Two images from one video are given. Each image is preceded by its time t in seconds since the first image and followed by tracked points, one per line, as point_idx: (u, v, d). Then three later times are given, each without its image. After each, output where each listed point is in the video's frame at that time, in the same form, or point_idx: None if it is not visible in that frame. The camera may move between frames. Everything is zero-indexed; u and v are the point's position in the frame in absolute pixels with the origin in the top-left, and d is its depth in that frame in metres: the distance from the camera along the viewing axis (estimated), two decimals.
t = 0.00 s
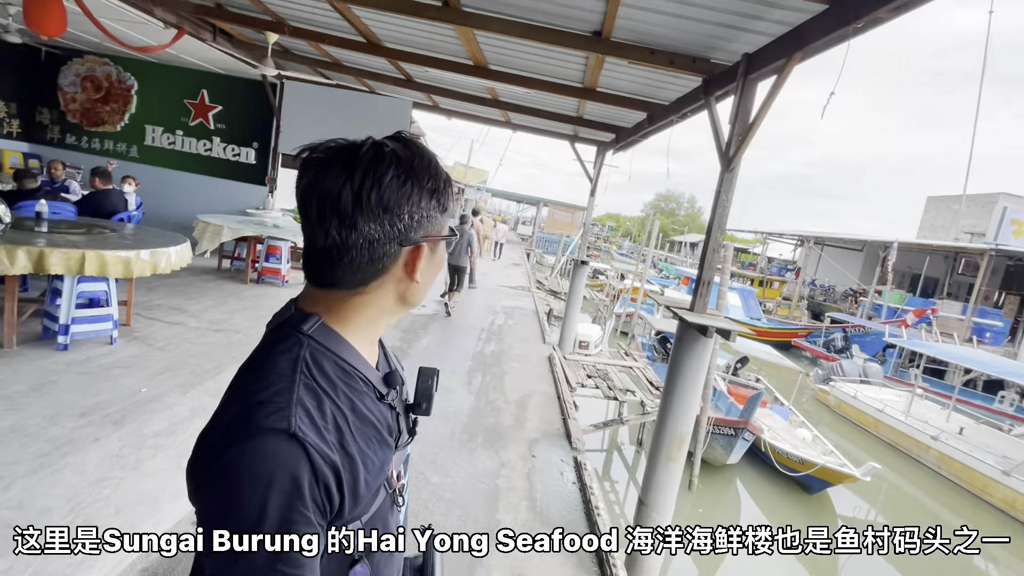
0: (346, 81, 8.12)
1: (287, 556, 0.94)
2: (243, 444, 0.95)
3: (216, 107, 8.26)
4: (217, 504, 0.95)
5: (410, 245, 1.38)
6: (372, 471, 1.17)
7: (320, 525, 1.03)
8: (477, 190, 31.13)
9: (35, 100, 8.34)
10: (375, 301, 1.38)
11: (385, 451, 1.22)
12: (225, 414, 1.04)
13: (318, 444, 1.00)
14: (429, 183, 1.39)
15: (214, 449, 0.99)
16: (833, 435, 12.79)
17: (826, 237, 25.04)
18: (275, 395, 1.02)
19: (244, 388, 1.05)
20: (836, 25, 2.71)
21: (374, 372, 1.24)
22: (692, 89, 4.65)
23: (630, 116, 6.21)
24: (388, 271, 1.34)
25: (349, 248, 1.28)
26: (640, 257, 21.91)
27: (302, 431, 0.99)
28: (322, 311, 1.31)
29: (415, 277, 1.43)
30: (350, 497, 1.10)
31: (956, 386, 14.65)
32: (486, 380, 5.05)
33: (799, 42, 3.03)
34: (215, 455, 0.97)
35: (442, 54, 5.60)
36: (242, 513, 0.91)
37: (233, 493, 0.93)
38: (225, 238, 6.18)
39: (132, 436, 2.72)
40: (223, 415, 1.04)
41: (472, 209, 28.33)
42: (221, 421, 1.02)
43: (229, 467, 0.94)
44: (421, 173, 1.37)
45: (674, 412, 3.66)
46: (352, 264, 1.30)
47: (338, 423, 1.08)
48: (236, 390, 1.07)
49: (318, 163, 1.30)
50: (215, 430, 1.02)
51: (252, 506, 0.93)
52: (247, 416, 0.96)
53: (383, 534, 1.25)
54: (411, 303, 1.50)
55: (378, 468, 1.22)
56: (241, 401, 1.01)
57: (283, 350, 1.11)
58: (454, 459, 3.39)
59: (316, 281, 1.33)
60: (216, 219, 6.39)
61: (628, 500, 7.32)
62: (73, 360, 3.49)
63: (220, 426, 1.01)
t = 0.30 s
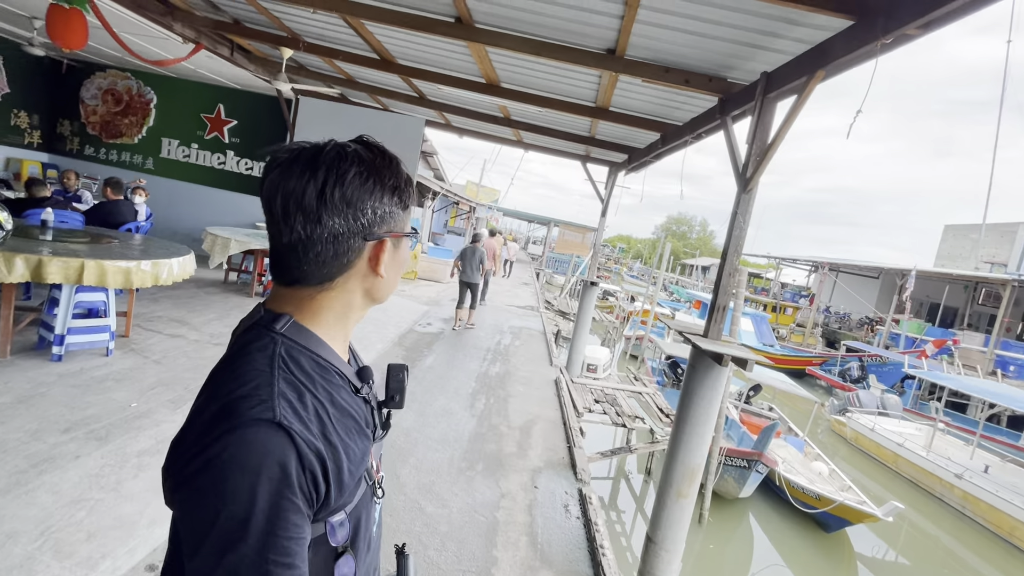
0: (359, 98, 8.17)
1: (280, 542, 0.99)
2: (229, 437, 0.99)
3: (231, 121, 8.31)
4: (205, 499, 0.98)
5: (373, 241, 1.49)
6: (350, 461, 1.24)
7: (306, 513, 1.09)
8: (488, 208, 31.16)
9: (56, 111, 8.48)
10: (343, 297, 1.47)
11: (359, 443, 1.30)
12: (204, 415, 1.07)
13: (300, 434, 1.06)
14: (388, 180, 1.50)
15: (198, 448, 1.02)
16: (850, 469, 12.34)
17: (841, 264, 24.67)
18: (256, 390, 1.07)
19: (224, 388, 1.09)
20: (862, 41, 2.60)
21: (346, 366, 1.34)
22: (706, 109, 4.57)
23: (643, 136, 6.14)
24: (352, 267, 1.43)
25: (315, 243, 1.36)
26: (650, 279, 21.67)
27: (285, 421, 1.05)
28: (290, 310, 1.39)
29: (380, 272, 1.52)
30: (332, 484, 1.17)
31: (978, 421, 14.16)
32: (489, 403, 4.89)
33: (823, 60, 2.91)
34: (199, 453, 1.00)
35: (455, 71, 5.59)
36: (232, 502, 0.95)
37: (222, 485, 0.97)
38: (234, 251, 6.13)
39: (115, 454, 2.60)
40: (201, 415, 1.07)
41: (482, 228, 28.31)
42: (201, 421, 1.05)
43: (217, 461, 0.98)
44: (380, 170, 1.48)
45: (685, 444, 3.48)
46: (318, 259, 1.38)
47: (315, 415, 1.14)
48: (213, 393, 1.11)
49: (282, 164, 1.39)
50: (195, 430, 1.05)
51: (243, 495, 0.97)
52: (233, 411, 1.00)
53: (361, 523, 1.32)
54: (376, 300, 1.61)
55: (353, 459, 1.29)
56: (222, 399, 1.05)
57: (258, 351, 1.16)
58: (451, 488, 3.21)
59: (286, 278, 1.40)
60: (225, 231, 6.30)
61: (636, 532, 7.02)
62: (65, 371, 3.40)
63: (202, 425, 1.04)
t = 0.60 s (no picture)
0: (355, 94, 7.98)
1: (267, 559, 0.90)
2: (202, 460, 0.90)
3: (223, 117, 8.12)
4: (180, 532, 0.88)
5: (332, 250, 1.37)
6: (329, 472, 1.16)
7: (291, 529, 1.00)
8: (486, 208, 30.95)
9: (43, 103, 8.25)
10: (300, 308, 1.35)
11: (334, 452, 1.23)
12: (167, 442, 0.97)
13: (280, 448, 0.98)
14: (350, 190, 1.41)
15: (165, 476, 0.92)
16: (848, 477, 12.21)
17: (840, 269, 24.57)
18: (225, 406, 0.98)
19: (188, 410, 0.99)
20: (888, 37, 2.41)
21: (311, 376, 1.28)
22: (713, 110, 4.40)
23: (645, 137, 5.97)
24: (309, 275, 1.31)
25: (266, 252, 1.25)
26: (649, 282, 21.52)
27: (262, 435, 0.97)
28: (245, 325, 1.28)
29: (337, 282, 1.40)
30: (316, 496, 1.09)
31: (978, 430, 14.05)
32: (483, 413, 4.70)
33: (844, 57, 2.72)
34: (166, 484, 0.90)
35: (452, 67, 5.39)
36: (212, 529, 0.86)
37: (198, 513, 0.88)
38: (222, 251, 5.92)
39: (76, 472, 2.41)
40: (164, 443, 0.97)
41: (480, 228, 28.10)
42: (164, 449, 0.95)
43: (189, 488, 0.89)
44: (340, 179, 1.38)
45: (687, 465, 3.32)
46: (270, 269, 1.26)
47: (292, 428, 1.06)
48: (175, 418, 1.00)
49: (232, 170, 1.29)
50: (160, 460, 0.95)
51: (223, 520, 0.88)
52: (204, 431, 0.91)
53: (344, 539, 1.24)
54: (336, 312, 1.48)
55: (330, 469, 1.21)
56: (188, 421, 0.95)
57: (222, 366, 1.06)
58: (441, 508, 3.02)
59: (238, 290, 1.29)
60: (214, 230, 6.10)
61: (633, 543, 6.85)
62: (32, 378, 3.20)
63: (168, 453, 0.94)
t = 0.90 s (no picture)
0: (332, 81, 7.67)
1: None
2: (171, 516, 0.76)
3: (193, 103, 7.75)
4: None
5: (285, 271, 1.17)
6: (304, 501, 1.05)
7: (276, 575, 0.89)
8: (470, 200, 30.63)
9: None
10: (251, 338, 1.15)
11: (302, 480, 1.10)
12: (119, 499, 0.82)
13: (259, 486, 0.87)
14: (307, 202, 1.22)
15: (125, 541, 0.78)
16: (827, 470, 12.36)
17: (820, 263, 24.87)
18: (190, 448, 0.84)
19: (144, 459, 0.84)
20: (894, 27, 2.25)
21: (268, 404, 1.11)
22: (702, 103, 4.24)
23: (632, 130, 5.80)
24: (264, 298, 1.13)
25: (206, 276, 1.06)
26: (633, 275, 21.49)
27: (238, 474, 0.84)
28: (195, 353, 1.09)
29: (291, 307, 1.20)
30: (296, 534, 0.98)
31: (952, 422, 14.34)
32: (463, 415, 4.53)
33: (844, 48, 2.56)
34: (126, 550, 0.76)
35: (431, 53, 5.15)
36: None
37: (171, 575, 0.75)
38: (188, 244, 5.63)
39: (7, 494, 2.18)
40: (116, 500, 0.82)
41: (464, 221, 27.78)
42: (119, 507, 0.80)
43: (157, 550, 0.75)
44: (298, 192, 1.18)
45: (673, 473, 3.20)
46: (211, 293, 1.07)
47: (267, 460, 0.95)
48: (126, 469, 0.85)
49: (169, 179, 1.09)
50: (114, 521, 0.80)
51: None
52: (171, 480, 0.78)
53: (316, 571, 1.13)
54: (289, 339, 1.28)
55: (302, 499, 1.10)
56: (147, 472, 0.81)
57: (177, 402, 0.91)
58: (415, 522, 2.86)
59: (178, 314, 1.10)
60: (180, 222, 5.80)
61: (616, 540, 6.78)
62: None
63: (125, 513, 0.80)
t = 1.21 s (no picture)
0: (304, 79, 7.44)
1: None
2: (156, 554, 0.69)
3: (157, 100, 7.43)
4: None
5: (265, 287, 1.02)
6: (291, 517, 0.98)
7: None
8: (451, 203, 30.37)
9: None
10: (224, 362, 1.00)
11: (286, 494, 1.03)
12: (92, 538, 0.74)
13: (245, 512, 0.79)
14: (291, 214, 1.05)
15: None
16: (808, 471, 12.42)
17: (798, 265, 25.25)
18: (169, 475, 0.76)
19: (118, 492, 0.76)
20: (883, 13, 2.12)
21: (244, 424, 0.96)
22: (684, 100, 4.13)
23: (612, 130, 5.68)
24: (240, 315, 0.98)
25: (178, 292, 0.93)
26: (615, 278, 21.50)
27: (222, 499, 0.77)
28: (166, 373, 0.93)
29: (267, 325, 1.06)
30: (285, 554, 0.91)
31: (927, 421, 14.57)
32: (438, 425, 4.33)
33: (830, 38, 2.43)
34: None
35: (405, 48, 4.96)
36: None
37: None
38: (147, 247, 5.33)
39: None
40: (87, 540, 0.74)
41: (445, 224, 27.51)
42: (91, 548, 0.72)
43: None
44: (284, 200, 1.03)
45: (657, 484, 3.05)
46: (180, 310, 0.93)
47: (252, 480, 0.87)
48: (95, 503, 0.76)
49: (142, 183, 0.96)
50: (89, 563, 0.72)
51: None
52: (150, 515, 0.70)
53: None
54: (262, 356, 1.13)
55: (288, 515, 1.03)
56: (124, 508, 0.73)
57: (147, 425, 0.82)
58: (382, 543, 2.66)
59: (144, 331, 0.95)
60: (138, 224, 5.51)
61: (599, 548, 6.63)
62: None
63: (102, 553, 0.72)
